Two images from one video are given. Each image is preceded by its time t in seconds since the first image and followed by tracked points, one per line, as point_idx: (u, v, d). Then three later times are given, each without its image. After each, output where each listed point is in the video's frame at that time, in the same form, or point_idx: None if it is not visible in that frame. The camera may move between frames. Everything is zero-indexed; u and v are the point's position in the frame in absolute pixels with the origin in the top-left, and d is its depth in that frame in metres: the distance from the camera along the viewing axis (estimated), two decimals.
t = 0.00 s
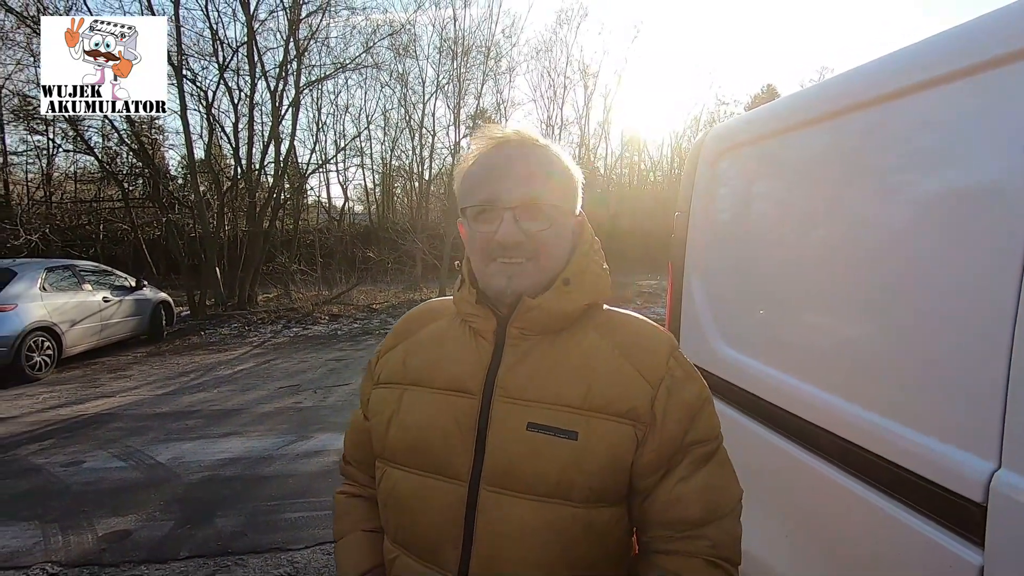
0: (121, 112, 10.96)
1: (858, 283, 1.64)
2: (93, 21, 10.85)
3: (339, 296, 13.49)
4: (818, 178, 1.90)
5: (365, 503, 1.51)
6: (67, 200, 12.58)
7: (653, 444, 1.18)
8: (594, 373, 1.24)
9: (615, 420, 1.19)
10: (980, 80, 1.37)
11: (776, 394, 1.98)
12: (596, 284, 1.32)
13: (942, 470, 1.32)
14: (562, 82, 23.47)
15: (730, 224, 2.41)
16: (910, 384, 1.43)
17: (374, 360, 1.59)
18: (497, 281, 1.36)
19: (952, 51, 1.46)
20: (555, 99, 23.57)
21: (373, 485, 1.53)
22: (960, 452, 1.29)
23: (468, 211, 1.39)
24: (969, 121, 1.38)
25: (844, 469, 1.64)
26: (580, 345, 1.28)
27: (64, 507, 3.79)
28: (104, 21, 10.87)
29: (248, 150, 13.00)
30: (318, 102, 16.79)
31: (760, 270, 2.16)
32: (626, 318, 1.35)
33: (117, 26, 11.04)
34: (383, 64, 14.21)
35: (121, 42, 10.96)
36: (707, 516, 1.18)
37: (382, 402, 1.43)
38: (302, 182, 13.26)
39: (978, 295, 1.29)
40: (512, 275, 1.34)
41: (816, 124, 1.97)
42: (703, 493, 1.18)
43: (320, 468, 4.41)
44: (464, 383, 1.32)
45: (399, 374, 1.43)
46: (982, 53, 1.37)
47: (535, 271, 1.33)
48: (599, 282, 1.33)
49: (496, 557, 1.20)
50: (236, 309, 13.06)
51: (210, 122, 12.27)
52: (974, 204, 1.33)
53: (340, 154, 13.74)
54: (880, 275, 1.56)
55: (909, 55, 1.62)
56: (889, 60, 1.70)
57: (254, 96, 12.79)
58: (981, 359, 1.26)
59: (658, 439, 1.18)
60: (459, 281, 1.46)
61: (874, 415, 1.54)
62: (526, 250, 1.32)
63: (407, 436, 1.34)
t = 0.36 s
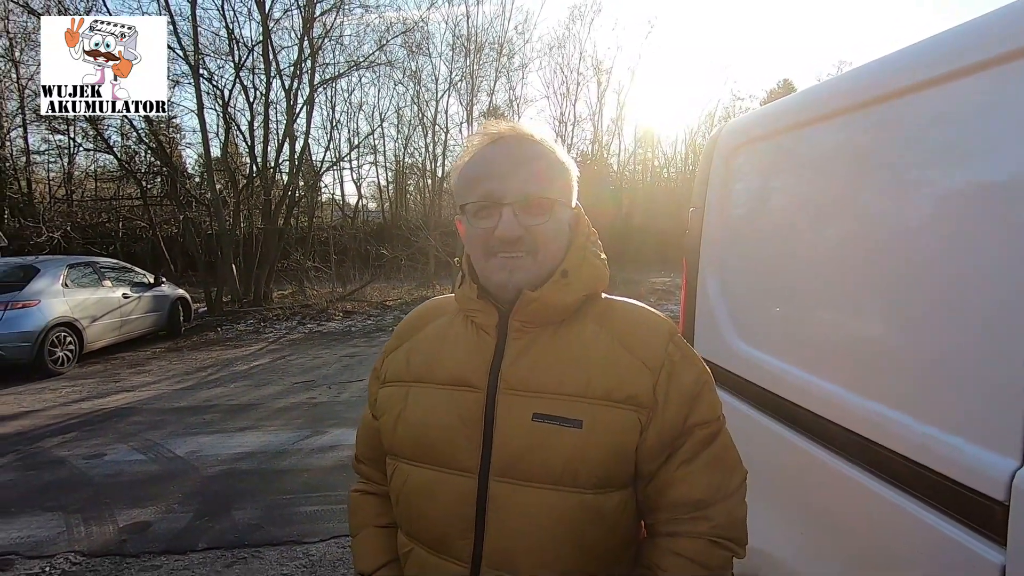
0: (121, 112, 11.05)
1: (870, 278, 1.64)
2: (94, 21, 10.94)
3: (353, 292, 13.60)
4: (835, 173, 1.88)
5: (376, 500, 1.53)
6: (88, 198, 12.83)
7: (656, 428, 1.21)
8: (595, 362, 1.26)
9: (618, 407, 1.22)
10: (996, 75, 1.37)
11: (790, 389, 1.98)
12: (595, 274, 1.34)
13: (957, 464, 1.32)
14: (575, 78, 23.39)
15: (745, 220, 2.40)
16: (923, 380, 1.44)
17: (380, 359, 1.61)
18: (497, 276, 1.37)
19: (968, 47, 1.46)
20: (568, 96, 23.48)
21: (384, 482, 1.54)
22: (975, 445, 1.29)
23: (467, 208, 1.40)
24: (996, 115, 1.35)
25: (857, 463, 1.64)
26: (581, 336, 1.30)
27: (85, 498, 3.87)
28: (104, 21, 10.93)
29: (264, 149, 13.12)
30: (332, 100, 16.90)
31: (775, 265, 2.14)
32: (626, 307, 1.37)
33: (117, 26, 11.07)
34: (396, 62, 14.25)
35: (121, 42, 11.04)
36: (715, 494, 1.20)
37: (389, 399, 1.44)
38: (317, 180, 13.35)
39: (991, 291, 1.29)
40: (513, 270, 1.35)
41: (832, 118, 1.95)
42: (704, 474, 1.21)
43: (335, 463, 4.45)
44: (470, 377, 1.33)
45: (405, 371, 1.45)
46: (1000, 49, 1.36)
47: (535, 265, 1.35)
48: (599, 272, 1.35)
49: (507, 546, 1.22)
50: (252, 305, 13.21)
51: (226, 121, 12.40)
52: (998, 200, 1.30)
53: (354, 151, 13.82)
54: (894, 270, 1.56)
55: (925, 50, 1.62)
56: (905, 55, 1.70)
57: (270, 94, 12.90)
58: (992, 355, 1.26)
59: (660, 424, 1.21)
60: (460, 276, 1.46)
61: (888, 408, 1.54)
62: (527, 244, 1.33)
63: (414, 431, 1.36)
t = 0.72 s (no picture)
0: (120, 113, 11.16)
1: (879, 275, 1.64)
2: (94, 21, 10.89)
3: (363, 289, 13.66)
4: (850, 168, 1.85)
5: (403, 499, 1.50)
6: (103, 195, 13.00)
7: (711, 429, 1.18)
8: (650, 360, 1.22)
9: (674, 407, 1.19)
10: (1001, 70, 1.37)
11: (804, 387, 1.96)
12: (644, 270, 1.32)
13: (972, 463, 1.30)
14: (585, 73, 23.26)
15: (758, 215, 2.37)
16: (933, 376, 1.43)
17: (409, 354, 1.56)
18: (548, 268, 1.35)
19: (972, 43, 1.46)
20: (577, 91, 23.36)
21: (411, 481, 1.51)
22: (987, 443, 1.27)
23: (514, 199, 1.39)
24: (1011, 108, 1.32)
25: (875, 463, 1.62)
26: (632, 333, 1.27)
27: (101, 490, 3.92)
28: (104, 21, 10.91)
29: (275, 145, 13.18)
30: (342, 97, 16.94)
31: (788, 260, 2.12)
32: (673, 305, 1.34)
33: (117, 26, 11.04)
34: (406, 58, 14.22)
35: (121, 42, 11.08)
36: (766, 501, 1.18)
37: (423, 395, 1.40)
38: (327, 176, 13.39)
39: (1002, 288, 1.28)
40: (563, 264, 1.33)
41: (844, 113, 1.94)
42: (759, 480, 1.18)
43: (345, 458, 4.48)
44: (516, 373, 1.30)
45: (442, 366, 1.41)
46: (1001, 46, 1.37)
47: (584, 259, 1.33)
48: (648, 268, 1.33)
49: (551, 547, 1.19)
50: (263, 301, 13.31)
51: (238, 118, 12.47)
52: (1014, 195, 1.28)
53: (364, 148, 13.84)
54: (904, 266, 1.55)
55: (933, 45, 1.62)
56: (917, 49, 1.68)
57: (280, 91, 12.96)
58: (1001, 354, 1.25)
59: (715, 425, 1.18)
60: (503, 268, 1.43)
61: (900, 406, 1.52)
62: (576, 236, 1.31)
63: (453, 427, 1.32)
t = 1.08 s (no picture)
0: (121, 112, 11.19)
1: (889, 272, 1.63)
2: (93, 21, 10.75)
3: (370, 285, 13.71)
4: (858, 166, 1.84)
5: (445, 496, 1.49)
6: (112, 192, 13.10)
7: (780, 445, 1.11)
8: (716, 368, 1.16)
9: (740, 420, 1.13)
10: (1005, 65, 1.37)
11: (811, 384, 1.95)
12: (711, 272, 1.24)
13: (981, 463, 1.29)
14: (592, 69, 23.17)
15: (764, 213, 2.37)
16: (946, 373, 1.41)
17: (459, 348, 1.55)
18: (591, 264, 1.30)
19: (976, 40, 1.46)
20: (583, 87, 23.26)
21: (455, 478, 1.50)
22: (995, 441, 1.26)
23: (564, 187, 1.36)
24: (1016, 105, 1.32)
25: (892, 466, 1.60)
26: (696, 337, 1.20)
27: (111, 485, 3.97)
28: (104, 21, 10.76)
29: (281, 142, 13.20)
30: (348, 94, 16.96)
31: (794, 258, 2.12)
32: (740, 310, 1.27)
33: (117, 26, 10.90)
34: (412, 55, 14.18)
35: (121, 42, 10.89)
36: (838, 529, 1.11)
37: (471, 391, 1.39)
38: (333, 173, 13.41)
39: (1011, 283, 1.26)
40: (604, 260, 1.29)
41: (849, 110, 1.95)
42: (831, 505, 1.11)
43: (352, 453, 4.50)
44: (571, 374, 1.26)
45: (490, 362, 1.38)
46: (1003, 43, 1.37)
47: (627, 258, 1.27)
48: (715, 269, 1.25)
49: (598, 556, 1.15)
50: (270, 297, 13.38)
51: (244, 115, 12.49)
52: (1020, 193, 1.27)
53: (370, 145, 13.84)
54: (914, 262, 1.54)
55: (938, 42, 1.62)
56: (924, 45, 1.67)
57: (286, 88, 12.97)
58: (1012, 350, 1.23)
59: (784, 442, 1.11)
60: (557, 267, 1.41)
61: (910, 403, 1.52)
62: (618, 233, 1.26)
63: (501, 426, 1.30)
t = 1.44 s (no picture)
0: (122, 112, 11.17)
1: (891, 270, 1.63)
2: (93, 21, 10.74)
3: (369, 284, 13.71)
4: (861, 163, 1.84)
5: (473, 496, 1.49)
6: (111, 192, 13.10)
7: (825, 467, 1.06)
8: (756, 382, 1.11)
9: (784, 439, 1.07)
10: (1000, 61, 1.38)
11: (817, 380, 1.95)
12: (754, 275, 1.16)
13: (988, 463, 1.29)
14: (591, 67, 23.16)
15: (766, 211, 2.38)
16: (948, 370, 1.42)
17: (488, 346, 1.53)
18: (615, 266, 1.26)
19: (971, 35, 1.47)
20: (583, 85, 23.22)
21: (483, 478, 1.50)
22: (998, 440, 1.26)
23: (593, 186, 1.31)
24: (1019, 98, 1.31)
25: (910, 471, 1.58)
26: (737, 348, 1.14)
27: (111, 484, 3.97)
28: (104, 21, 10.74)
29: (280, 141, 13.18)
30: (347, 92, 16.95)
31: (797, 255, 2.12)
32: (788, 315, 1.19)
33: (118, 26, 10.90)
34: (411, 53, 14.15)
35: (122, 43, 10.89)
36: (888, 560, 1.08)
37: (497, 393, 1.36)
38: (333, 172, 13.40)
39: (1009, 282, 1.27)
40: (637, 255, 1.23)
41: (847, 107, 1.96)
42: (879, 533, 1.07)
43: (352, 452, 4.50)
44: (600, 381, 1.22)
45: (517, 363, 1.36)
46: (994, 39, 1.38)
47: (656, 255, 1.21)
48: (760, 271, 1.16)
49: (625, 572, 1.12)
50: (270, 296, 13.39)
51: (244, 114, 12.48)
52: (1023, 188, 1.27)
53: (369, 144, 13.83)
54: (914, 260, 1.55)
55: (932, 39, 1.63)
56: (924, 40, 1.67)
57: (286, 87, 12.95)
58: (1010, 348, 1.24)
59: (830, 465, 1.06)
60: (588, 266, 1.36)
61: (917, 401, 1.51)
62: (648, 227, 1.21)
63: (527, 431, 1.27)
